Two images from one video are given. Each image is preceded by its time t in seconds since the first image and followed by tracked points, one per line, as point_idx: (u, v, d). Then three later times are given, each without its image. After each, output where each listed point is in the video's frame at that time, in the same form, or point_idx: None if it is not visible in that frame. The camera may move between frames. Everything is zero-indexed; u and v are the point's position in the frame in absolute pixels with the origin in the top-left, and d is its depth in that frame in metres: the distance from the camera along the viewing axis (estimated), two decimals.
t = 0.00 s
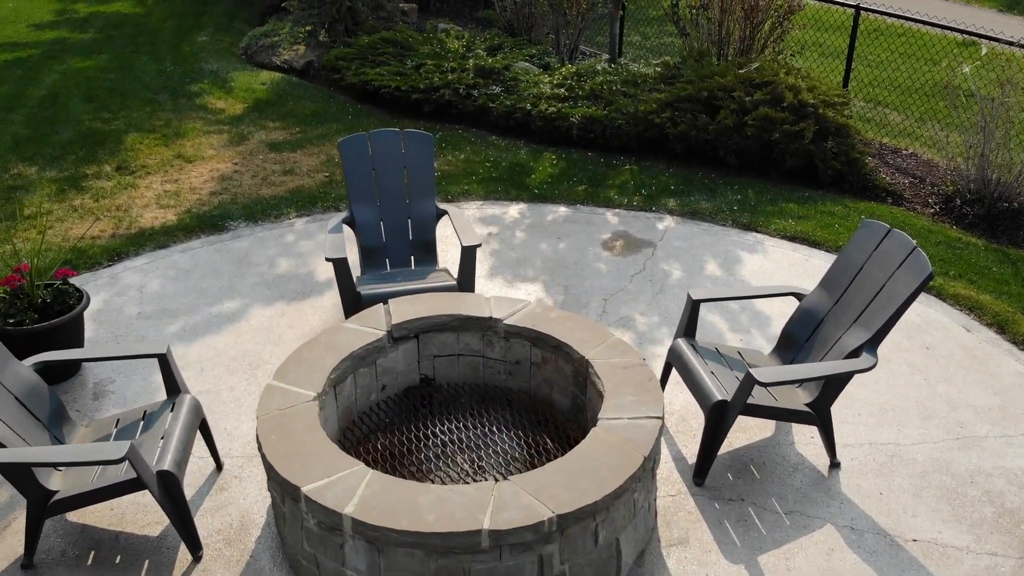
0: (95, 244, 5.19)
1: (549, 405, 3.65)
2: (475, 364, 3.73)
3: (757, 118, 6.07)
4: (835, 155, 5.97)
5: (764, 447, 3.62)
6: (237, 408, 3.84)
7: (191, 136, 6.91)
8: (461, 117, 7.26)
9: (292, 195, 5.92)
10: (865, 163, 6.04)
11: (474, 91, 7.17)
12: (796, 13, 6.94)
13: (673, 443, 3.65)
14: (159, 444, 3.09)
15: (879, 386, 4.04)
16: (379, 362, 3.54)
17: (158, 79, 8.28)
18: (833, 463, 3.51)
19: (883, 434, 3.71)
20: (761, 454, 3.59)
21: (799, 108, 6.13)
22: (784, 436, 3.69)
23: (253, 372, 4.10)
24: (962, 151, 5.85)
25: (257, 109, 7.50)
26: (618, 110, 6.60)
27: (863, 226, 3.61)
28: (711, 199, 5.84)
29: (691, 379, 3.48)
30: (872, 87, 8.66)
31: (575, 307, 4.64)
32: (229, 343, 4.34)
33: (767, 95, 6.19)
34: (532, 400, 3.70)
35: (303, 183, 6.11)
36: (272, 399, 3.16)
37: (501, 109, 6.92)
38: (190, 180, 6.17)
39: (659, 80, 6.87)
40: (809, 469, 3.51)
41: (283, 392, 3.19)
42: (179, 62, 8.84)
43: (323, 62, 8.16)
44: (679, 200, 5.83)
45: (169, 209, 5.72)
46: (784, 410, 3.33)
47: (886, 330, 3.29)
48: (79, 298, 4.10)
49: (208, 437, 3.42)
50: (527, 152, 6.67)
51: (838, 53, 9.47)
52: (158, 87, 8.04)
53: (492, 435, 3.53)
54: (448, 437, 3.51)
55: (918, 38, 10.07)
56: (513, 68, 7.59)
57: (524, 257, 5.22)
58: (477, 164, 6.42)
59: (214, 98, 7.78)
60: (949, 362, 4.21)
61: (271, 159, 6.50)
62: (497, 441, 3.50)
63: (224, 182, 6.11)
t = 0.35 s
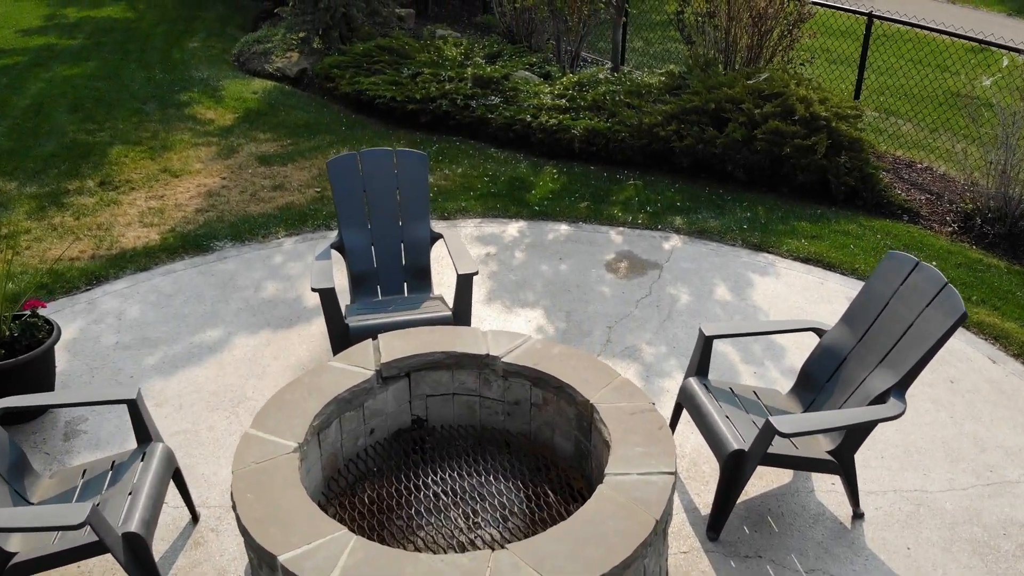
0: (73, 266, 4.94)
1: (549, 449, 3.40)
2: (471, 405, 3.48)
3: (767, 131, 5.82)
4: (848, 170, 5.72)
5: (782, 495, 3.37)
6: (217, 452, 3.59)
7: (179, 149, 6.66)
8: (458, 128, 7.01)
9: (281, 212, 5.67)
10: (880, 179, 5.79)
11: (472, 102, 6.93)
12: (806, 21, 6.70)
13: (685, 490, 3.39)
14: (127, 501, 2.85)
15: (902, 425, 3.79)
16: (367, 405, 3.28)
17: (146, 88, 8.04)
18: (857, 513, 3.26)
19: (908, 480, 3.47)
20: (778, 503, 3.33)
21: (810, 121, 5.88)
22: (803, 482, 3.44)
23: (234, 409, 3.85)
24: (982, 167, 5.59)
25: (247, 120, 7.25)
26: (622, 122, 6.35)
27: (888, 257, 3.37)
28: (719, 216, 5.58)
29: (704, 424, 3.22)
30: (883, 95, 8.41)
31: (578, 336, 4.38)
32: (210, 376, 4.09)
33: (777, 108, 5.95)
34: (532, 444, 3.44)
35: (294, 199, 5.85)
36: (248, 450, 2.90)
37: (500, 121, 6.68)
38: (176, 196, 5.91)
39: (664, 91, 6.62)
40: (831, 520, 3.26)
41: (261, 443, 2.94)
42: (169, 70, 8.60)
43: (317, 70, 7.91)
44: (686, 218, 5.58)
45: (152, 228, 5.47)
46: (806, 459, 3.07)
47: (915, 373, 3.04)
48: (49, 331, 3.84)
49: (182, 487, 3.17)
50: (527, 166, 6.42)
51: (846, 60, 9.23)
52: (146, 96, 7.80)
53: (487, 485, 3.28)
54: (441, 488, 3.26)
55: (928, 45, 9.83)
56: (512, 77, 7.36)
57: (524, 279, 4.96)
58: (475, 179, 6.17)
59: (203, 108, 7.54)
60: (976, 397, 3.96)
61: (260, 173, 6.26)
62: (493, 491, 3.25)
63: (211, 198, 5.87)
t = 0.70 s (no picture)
0: (44, 292, 4.68)
1: (546, 501, 3.15)
2: (461, 451, 3.22)
3: (775, 146, 5.57)
4: (860, 187, 5.46)
5: (798, 552, 3.12)
6: (188, 503, 3.34)
7: (162, 163, 6.41)
8: (454, 140, 6.76)
9: (266, 231, 5.41)
10: (894, 196, 5.53)
11: (468, 113, 6.67)
12: (815, 29, 6.44)
13: (693, 546, 3.14)
14: (81, 569, 2.60)
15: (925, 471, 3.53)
16: (347, 456, 3.02)
17: (132, 97, 7.78)
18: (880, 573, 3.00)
19: (934, 534, 3.21)
20: (794, 562, 3.08)
21: (821, 136, 5.62)
22: (820, 537, 3.19)
23: (209, 453, 3.61)
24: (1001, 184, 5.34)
25: (235, 131, 7.00)
26: (624, 135, 6.10)
27: (912, 295, 3.12)
28: (725, 235, 5.33)
29: (715, 477, 2.96)
30: (892, 103, 8.15)
31: (578, 369, 4.11)
32: (185, 414, 3.84)
33: (786, 121, 5.69)
34: (528, 496, 3.20)
35: (280, 217, 5.60)
36: (216, 509, 2.65)
37: (497, 133, 6.43)
38: (157, 214, 5.66)
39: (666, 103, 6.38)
40: None
41: (230, 503, 2.68)
42: (156, 78, 8.34)
43: (308, 78, 7.66)
44: (691, 237, 5.32)
45: (131, 249, 5.22)
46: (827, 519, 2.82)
47: (943, 424, 2.78)
48: (10, 369, 3.59)
49: (147, 547, 2.92)
50: (525, 180, 6.17)
51: (853, 66, 8.98)
52: (131, 106, 7.54)
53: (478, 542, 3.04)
54: (428, 545, 3.00)
55: (937, 51, 9.58)
56: (509, 87, 7.11)
57: (521, 304, 4.70)
58: (470, 195, 5.92)
59: (190, 118, 7.28)
60: (1002, 438, 3.70)
61: (246, 189, 6.00)
62: (484, 550, 3.00)
63: (194, 216, 5.61)
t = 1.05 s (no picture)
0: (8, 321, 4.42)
1: (534, 564, 2.90)
2: (443, 509, 2.97)
3: (781, 163, 5.31)
4: (870, 207, 5.20)
5: None
6: (149, 563, 3.09)
7: (141, 178, 6.16)
8: (445, 154, 6.51)
9: (246, 252, 5.15)
10: (906, 215, 5.27)
11: (460, 126, 6.42)
12: (821, 40, 6.19)
13: None
14: None
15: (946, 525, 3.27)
16: (317, 517, 2.77)
17: (114, 108, 7.52)
18: None
19: None
20: None
21: (828, 152, 5.36)
22: None
23: (173, 504, 3.35)
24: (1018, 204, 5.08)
25: (219, 144, 6.74)
26: (622, 150, 5.85)
27: (934, 340, 2.86)
28: (728, 257, 5.07)
29: (720, 542, 2.70)
30: (900, 112, 7.90)
31: (572, 407, 3.82)
32: (150, 459, 3.58)
33: (792, 137, 5.44)
34: (515, 558, 2.96)
35: (262, 237, 5.34)
36: None
37: (490, 146, 6.17)
38: (133, 233, 5.41)
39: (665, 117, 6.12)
40: None
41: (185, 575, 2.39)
42: (140, 87, 8.09)
43: (296, 88, 7.40)
44: (692, 260, 5.06)
45: (103, 272, 4.96)
46: None
47: (967, 487, 2.52)
48: None
49: None
50: (520, 197, 5.91)
51: (858, 74, 8.72)
52: (112, 117, 7.28)
53: None
54: None
55: (945, 58, 9.33)
56: (504, 98, 6.86)
57: (513, 331, 4.42)
58: (461, 213, 5.66)
59: (172, 130, 7.03)
60: None
61: (228, 206, 5.75)
62: None
63: (171, 237, 5.35)
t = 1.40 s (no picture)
0: None
1: None
2: None
3: (788, 182, 5.07)
4: (881, 228, 4.95)
5: None
6: None
7: (118, 195, 5.89)
8: (436, 169, 6.25)
9: (224, 276, 4.89)
10: (918, 236, 5.01)
11: (452, 139, 6.17)
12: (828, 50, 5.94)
13: None
14: None
15: None
16: None
17: (94, 118, 7.25)
18: None
19: None
20: None
21: (837, 170, 5.12)
22: None
23: (133, 562, 3.09)
24: None
25: (201, 158, 6.48)
26: (620, 166, 5.60)
27: (961, 395, 2.61)
28: (732, 282, 4.81)
29: None
30: (907, 122, 7.64)
31: (565, 451, 3.55)
32: (110, 510, 3.32)
33: (798, 154, 5.19)
34: None
35: (241, 259, 5.08)
36: None
37: (483, 161, 5.92)
38: (106, 255, 5.14)
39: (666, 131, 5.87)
40: None
41: None
42: (123, 96, 7.82)
43: (282, 98, 7.14)
44: (694, 284, 4.80)
45: (72, 298, 4.70)
46: None
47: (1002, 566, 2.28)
48: None
49: None
50: (513, 215, 5.65)
51: (864, 82, 8.46)
52: (91, 129, 7.02)
53: None
54: None
55: (951, 65, 9.09)
56: (497, 110, 6.60)
57: (504, 363, 4.15)
58: (451, 233, 5.40)
59: (153, 142, 6.77)
60: None
61: (207, 225, 5.49)
62: None
63: (146, 259, 5.09)
